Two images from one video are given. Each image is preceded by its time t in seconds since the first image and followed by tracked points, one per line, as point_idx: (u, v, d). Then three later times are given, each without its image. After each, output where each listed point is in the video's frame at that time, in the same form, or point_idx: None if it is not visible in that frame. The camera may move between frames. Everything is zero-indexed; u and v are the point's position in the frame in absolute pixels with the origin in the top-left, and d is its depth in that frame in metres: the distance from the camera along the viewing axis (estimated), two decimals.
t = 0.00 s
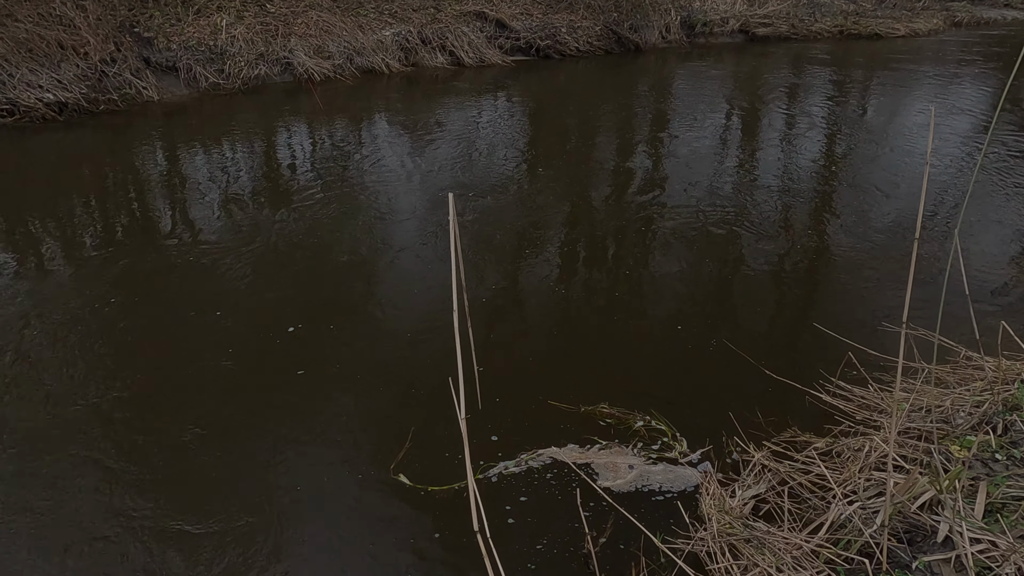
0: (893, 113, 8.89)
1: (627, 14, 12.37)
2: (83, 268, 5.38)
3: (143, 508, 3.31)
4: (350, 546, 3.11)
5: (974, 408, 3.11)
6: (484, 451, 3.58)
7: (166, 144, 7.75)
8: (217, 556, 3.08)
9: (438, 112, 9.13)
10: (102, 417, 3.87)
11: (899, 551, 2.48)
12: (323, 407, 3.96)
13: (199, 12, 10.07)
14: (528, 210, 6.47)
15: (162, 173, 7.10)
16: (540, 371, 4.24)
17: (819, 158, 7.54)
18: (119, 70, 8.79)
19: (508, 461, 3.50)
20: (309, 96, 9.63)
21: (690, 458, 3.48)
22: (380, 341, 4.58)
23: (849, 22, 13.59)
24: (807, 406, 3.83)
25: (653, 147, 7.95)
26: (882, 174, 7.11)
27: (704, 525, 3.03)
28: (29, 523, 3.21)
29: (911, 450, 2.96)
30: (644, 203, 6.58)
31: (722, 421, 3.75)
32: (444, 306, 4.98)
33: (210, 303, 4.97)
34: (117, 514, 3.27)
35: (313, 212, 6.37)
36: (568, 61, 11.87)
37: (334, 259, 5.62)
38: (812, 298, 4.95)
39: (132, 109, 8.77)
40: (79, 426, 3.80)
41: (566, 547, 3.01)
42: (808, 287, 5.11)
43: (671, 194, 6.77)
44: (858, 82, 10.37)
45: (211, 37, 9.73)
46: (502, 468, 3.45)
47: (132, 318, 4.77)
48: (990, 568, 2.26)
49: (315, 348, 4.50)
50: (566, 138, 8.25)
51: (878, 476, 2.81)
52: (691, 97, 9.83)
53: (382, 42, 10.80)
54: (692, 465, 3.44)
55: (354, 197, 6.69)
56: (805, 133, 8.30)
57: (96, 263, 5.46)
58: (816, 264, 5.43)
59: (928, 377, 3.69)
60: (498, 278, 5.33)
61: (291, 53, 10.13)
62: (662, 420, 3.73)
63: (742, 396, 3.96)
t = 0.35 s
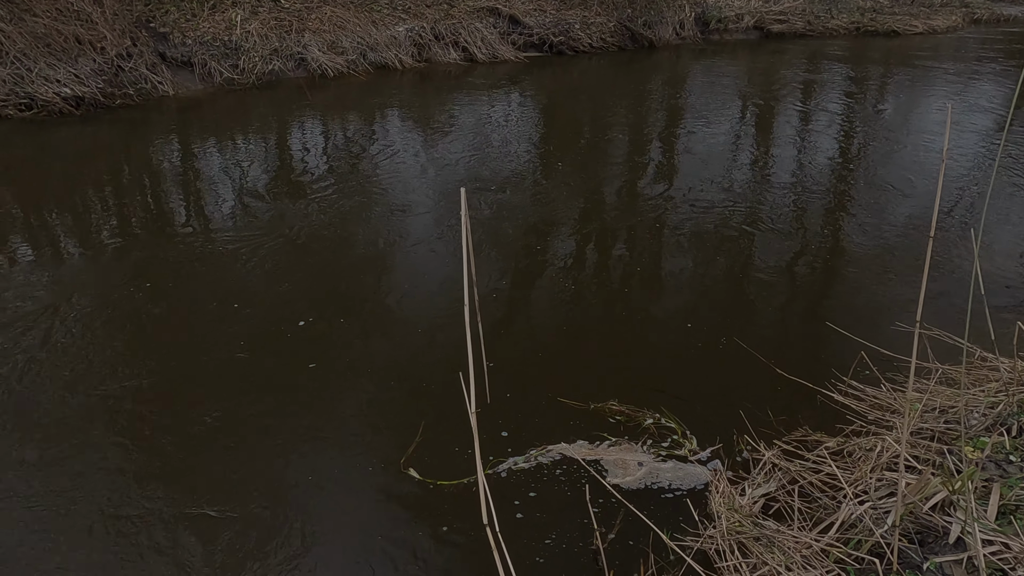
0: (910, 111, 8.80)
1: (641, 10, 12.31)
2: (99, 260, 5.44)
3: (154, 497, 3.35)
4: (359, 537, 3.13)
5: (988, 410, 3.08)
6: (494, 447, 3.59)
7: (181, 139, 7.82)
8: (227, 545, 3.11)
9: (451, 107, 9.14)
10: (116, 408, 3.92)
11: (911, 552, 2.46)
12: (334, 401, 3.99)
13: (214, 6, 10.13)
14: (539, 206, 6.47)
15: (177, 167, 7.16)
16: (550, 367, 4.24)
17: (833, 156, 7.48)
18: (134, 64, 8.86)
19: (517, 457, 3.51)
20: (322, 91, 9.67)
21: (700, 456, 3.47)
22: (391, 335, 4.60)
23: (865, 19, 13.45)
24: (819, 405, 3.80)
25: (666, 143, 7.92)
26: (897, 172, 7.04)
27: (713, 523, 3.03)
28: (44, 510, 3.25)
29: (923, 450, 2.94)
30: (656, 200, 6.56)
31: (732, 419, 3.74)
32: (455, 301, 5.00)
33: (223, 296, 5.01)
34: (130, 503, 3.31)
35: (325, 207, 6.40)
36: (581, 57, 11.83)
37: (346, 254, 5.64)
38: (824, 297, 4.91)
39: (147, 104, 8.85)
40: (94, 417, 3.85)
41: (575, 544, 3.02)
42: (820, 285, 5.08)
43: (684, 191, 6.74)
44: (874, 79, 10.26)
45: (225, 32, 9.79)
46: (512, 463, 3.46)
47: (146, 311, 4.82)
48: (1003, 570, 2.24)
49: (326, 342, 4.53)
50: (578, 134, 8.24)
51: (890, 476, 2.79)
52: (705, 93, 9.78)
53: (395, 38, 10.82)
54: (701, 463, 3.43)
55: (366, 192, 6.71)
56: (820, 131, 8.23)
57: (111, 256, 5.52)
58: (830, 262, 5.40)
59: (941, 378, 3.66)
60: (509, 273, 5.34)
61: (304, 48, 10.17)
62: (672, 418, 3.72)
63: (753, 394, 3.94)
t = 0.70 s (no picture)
0: (927, 108, 8.70)
1: (655, 6, 12.24)
2: (114, 253, 5.49)
3: (167, 487, 3.39)
4: (368, 529, 3.16)
5: (1002, 411, 3.05)
6: (503, 442, 3.60)
7: (195, 133, 7.87)
8: (238, 534, 3.15)
9: (463, 103, 9.14)
10: (131, 398, 3.97)
11: (921, 552, 2.45)
12: (345, 394, 4.01)
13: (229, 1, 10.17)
14: (550, 202, 6.46)
15: (191, 161, 7.20)
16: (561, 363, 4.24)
17: (848, 153, 7.42)
18: (150, 59, 8.92)
19: (527, 452, 3.52)
20: (335, 86, 9.70)
21: (709, 454, 3.47)
22: (402, 330, 4.61)
23: (882, 14, 13.29)
24: (831, 405, 3.79)
25: (679, 140, 7.88)
26: (913, 170, 6.97)
27: (722, 520, 3.03)
28: (58, 498, 3.30)
29: (936, 451, 2.92)
30: (668, 197, 6.53)
31: (742, 417, 3.74)
32: (467, 296, 5.00)
33: (236, 290, 5.05)
34: (143, 492, 3.36)
35: (337, 202, 6.43)
36: (594, 53, 11.79)
37: (357, 248, 5.66)
38: (837, 296, 4.89)
39: (162, 98, 8.91)
40: (108, 407, 3.89)
41: (584, 539, 3.03)
42: (833, 284, 5.04)
43: (696, 188, 6.71)
44: (891, 76, 10.15)
45: (240, 27, 9.83)
46: (521, 459, 3.47)
47: (160, 303, 4.87)
48: (1014, 571, 2.23)
49: (338, 335, 4.56)
50: (590, 130, 8.21)
51: (901, 476, 2.78)
52: (718, 90, 9.72)
53: (408, 33, 10.82)
54: (711, 461, 3.43)
55: (377, 187, 6.73)
56: (835, 127, 8.16)
57: (126, 248, 5.57)
58: (843, 260, 5.36)
59: (955, 378, 3.63)
60: (520, 269, 5.34)
61: (318, 43, 10.20)
62: (682, 415, 3.72)
63: (764, 392, 3.93)
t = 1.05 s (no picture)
0: (945, 104, 8.59)
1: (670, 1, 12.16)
2: (130, 244, 5.55)
3: (181, 476, 3.43)
4: (379, 520, 3.19)
5: (1018, 411, 3.02)
6: (514, 436, 3.61)
7: (210, 126, 7.92)
8: (251, 523, 3.19)
9: (476, 97, 9.14)
10: (148, 388, 4.02)
11: (934, 551, 2.45)
12: (357, 387, 4.04)
13: None
14: (563, 196, 6.45)
15: (206, 154, 7.26)
16: (572, 358, 4.25)
17: (865, 149, 7.34)
18: (166, 52, 8.99)
19: (537, 446, 3.53)
20: (349, 80, 9.73)
21: (720, 451, 3.46)
22: (413, 323, 4.64)
23: (901, 9, 13.11)
24: (843, 403, 3.77)
25: (693, 135, 7.84)
26: (930, 166, 6.90)
27: (733, 517, 3.02)
28: (75, 486, 3.35)
29: (949, 450, 2.90)
30: (682, 193, 6.51)
31: (753, 414, 3.73)
32: (479, 290, 5.01)
33: (250, 282, 5.10)
34: (158, 481, 3.40)
35: (351, 195, 6.46)
36: (608, 48, 11.73)
37: (370, 241, 5.69)
38: (851, 294, 4.85)
39: (178, 91, 8.97)
40: (125, 397, 3.95)
41: (594, 533, 3.05)
42: (848, 282, 5.01)
43: (709, 184, 6.67)
44: (909, 71, 10.03)
45: (255, 20, 9.88)
46: (532, 453, 3.48)
47: (176, 294, 4.92)
48: None
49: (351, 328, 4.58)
50: (604, 125, 8.19)
51: (914, 475, 2.76)
52: (733, 85, 9.65)
53: (422, 27, 10.82)
54: (722, 457, 3.42)
55: (390, 180, 6.75)
56: (851, 123, 8.08)
57: (142, 239, 5.62)
58: (858, 258, 5.32)
59: (970, 377, 3.60)
60: (532, 264, 5.34)
61: (332, 37, 10.22)
62: (693, 411, 3.71)
63: (776, 389, 3.92)
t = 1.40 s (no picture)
0: (965, 100, 8.48)
1: None
2: (147, 236, 5.61)
3: (196, 466, 3.48)
4: (391, 513, 3.22)
5: None
6: (525, 430, 3.63)
7: (226, 119, 7.97)
8: (264, 512, 3.23)
9: (490, 92, 9.14)
10: (164, 378, 4.08)
11: (946, 551, 2.44)
12: (369, 379, 4.07)
13: None
14: (576, 192, 6.44)
15: (222, 147, 7.31)
16: (584, 354, 4.25)
17: (882, 146, 7.27)
18: (183, 45, 9.05)
19: (548, 441, 3.54)
20: (364, 74, 9.76)
21: (731, 448, 3.46)
22: (426, 317, 4.66)
23: (921, 5, 12.94)
24: (856, 403, 3.75)
25: (708, 131, 7.80)
26: (948, 164, 6.82)
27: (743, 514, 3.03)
28: (93, 474, 3.41)
29: (963, 450, 2.88)
30: (696, 189, 6.48)
31: (765, 412, 3.72)
32: (491, 285, 5.02)
33: (264, 275, 5.14)
34: (173, 470, 3.45)
35: (364, 189, 6.49)
36: (623, 42, 11.68)
37: (383, 235, 5.72)
38: (865, 293, 4.82)
39: (195, 84, 9.04)
40: (141, 386, 4.01)
41: (604, 528, 3.06)
42: (863, 280, 4.97)
43: (724, 180, 6.63)
44: (929, 67, 9.90)
45: (271, 14, 9.92)
46: (543, 447, 3.50)
47: (192, 286, 4.98)
48: None
49: (364, 321, 4.61)
50: (618, 120, 8.16)
51: (927, 475, 2.75)
52: (749, 81, 9.58)
53: (436, 21, 10.83)
54: (733, 454, 3.42)
55: (404, 174, 6.77)
56: (869, 120, 8.01)
57: (159, 231, 5.68)
58: (873, 257, 5.27)
59: (986, 377, 3.57)
60: (544, 259, 5.34)
61: (347, 31, 10.25)
62: (705, 408, 3.71)
63: (789, 387, 3.90)
